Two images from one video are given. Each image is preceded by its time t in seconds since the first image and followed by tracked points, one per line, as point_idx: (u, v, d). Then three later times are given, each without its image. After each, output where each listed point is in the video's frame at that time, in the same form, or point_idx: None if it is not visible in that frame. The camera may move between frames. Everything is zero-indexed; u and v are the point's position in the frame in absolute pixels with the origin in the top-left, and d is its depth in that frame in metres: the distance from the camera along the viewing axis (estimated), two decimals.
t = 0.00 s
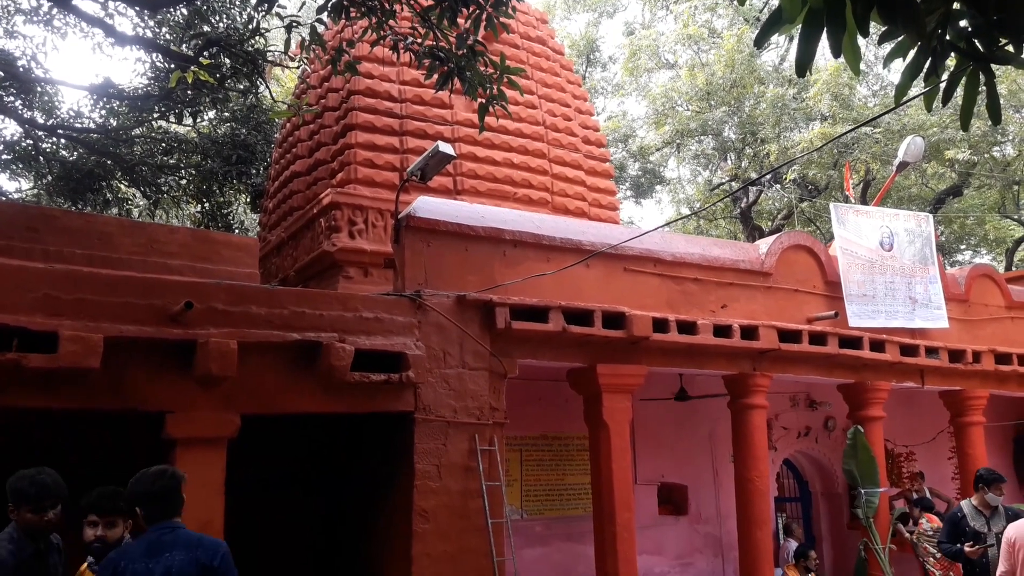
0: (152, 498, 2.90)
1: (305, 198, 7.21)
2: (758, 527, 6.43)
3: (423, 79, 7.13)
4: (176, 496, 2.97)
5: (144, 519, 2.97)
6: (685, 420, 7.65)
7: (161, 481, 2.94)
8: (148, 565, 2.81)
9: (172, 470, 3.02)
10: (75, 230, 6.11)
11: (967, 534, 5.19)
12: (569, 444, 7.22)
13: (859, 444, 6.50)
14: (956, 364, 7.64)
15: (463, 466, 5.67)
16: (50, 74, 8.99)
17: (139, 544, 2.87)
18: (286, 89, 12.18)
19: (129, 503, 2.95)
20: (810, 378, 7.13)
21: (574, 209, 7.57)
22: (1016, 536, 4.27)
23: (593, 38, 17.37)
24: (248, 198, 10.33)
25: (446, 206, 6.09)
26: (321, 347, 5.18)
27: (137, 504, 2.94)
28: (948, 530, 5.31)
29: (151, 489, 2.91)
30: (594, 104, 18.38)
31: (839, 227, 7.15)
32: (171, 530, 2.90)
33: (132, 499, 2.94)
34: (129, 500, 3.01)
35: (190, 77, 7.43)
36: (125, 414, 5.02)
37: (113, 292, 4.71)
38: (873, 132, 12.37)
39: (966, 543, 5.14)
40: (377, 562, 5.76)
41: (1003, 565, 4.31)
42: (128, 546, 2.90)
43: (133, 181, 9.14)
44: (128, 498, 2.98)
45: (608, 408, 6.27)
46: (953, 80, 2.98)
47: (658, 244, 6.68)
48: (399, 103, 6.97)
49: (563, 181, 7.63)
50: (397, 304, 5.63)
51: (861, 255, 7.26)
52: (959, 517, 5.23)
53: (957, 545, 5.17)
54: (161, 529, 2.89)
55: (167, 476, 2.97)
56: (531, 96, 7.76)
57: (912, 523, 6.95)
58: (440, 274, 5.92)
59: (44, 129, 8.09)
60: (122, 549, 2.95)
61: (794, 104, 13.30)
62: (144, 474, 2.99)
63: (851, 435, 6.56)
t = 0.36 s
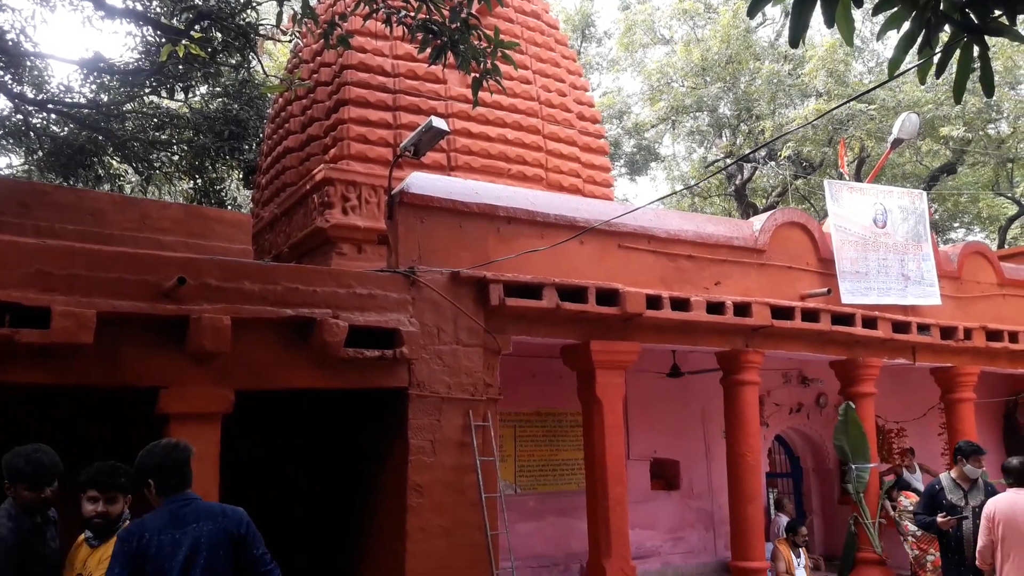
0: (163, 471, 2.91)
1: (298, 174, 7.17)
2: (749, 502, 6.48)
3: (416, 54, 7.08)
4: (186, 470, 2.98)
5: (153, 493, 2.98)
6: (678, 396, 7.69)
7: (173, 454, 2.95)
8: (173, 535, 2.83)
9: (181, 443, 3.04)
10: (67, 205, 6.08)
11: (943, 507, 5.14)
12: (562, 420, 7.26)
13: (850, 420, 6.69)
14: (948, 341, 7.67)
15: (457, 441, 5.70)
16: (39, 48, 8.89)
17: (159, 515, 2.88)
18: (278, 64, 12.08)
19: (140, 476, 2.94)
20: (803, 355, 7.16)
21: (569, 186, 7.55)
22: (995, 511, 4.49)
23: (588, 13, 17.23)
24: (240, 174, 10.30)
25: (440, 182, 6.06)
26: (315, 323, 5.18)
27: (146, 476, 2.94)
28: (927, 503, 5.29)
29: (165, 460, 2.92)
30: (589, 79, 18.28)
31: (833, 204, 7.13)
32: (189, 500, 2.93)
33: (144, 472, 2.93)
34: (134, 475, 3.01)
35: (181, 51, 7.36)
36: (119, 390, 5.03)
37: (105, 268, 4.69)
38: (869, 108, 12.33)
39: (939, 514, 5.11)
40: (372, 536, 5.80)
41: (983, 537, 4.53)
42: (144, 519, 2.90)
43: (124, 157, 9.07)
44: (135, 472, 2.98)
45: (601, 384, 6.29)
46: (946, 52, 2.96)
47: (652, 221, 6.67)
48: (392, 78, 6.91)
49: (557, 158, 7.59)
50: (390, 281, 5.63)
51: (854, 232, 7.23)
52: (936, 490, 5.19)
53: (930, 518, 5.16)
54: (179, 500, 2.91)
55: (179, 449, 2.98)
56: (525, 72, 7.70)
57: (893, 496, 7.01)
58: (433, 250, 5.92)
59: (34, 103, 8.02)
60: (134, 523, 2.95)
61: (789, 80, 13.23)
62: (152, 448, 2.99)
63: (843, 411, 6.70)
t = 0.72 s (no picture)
0: (159, 432, 2.90)
1: (286, 138, 7.10)
2: (736, 466, 6.54)
3: (406, 15, 6.97)
4: (181, 432, 2.97)
5: (147, 455, 2.96)
6: (668, 361, 7.73)
7: (170, 416, 2.94)
8: (170, 497, 2.84)
9: (177, 405, 3.03)
10: (54, 170, 6.01)
11: (928, 470, 5.10)
12: (552, 386, 7.29)
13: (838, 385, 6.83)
14: (936, 307, 7.71)
15: (448, 406, 5.73)
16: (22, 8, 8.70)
17: (155, 476, 2.88)
18: (265, 26, 11.92)
19: (136, 437, 2.93)
20: (792, 321, 7.19)
21: (560, 151, 7.50)
22: (974, 473, 4.62)
23: None
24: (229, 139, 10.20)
25: (430, 147, 6.01)
26: (304, 288, 5.16)
27: (142, 437, 2.93)
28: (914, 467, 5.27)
29: (162, 422, 2.91)
30: (582, 43, 18.11)
31: (824, 170, 7.10)
32: (184, 462, 2.94)
33: (139, 433, 2.92)
34: (129, 436, 2.99)
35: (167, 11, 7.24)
36: (109, 355, 5.02)
37: (92, 232, 4.65)
38: (862, 73, 12.25)
39: (923, 477, 5.08)
40: (363, 499, 5.85)
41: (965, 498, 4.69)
42: (139, 480, 2.90)
43: (111, 121, 8.97)
44: (130, 432, 2.96)
45: (592, 350, 6.30)
46: (940, 11, 2.93)
47: (644, 187, 6.65)
48: (381, 40, 6.82)
49: (549, 123, 7.53)
50: (380, 246, 5.60)
51: (845, 198, 7.24)
52: (922, 454, 5.17)
53: (915, 480, 5.15)
54: (175, 462, 2.92)
55: (175, 411, 2.97)
56: (517, 35, 7.61)
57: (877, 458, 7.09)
58: (424, 215, 5.89)
59: (18, 66, 7.88)
60: (128, 482, 2.94)
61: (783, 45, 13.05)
62: (147, 408, 2.97)
63: (831, 376, 6.83)
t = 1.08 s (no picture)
0: (146, 399, 2.90)
1: (270, 107, 7.02)
2: (721, 436, 6.60)
3: None
4: (170, 400, 2.96)
5: (133, 421, 2.96)
6: (653, 332, 7.75)
7: (158, 384, 2.93)
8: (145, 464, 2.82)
9: (167, 374, 3.02)
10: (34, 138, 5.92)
11: (907, 443, 4.97)
12: (539, 357, 7.29)
13: (822, 355, 6.92)
14: (920, 279, 7.76)
15: (435, 377, 5.73)
16: None
17: (134, 441, 2.86)
18: None
19: (121, 403, 2.94)
20: (777, 293, 7.22)
21: (547, 121, 7.44)
22: (970, 445, 4.86)
23: None
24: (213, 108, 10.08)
25: (416, 115, 5.95)
26: (289, 258, 5.12)
27: (129, 404, 2.93)
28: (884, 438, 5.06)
29: (149, 390, 2.90)
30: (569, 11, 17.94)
31: (811, 140, 7.08)
32: (166, 430, 2.92)
33: (126, 399, 2.92)
34: (117, 403, 2.99)
35: None
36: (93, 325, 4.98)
37: (73, 201, 4.59)
38: (850, 44, 12.21)
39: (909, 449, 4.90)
40: (350, 470, 5.87)
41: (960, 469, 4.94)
42: (118, 443, 2.89)
43: (92, 89, 8.85)
44: (118, 399, 2.96)
45: (578, 321, 6.30)
46: None
47: (631, 157, 6.61)
48: (366, 7, 6.72)
49: (536, 92, 7.47)
50: (366, 216, 5.56)
51: (832, 169, 7.21)
52: (902, 426, 4.98)
53: (897, 453, 4.94)
54: (156, 429, 2.90)
55: (164, 380, 2.96)
56: (504, 2, 7.51)
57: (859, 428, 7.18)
58: (409, 185, 5.84)
59: None
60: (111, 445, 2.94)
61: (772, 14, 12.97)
62: (136, 375, 2.96)
63: (815, 348, 6.92)
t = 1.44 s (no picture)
0: (127, 373, 2.88)
1: (244, 80, 6.92)
2: (694, 410, 6.68)
3: None
4: (149, 375, 2.94)
5: (109, 394, 2.93)
6: (629, 309, 7.80)
7: (138, 359, 2.91)
8: (124, 439, 2.81)
9: (147, 349, 3.00)
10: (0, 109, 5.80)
11: (868, 416, 4.82)
12: (516, 333, 7.31)
13: (794, 332, 7.07)
14: (892, 256, 7.85)
15: (411, 352, 5.75)
16: None
17: (112, 416, 2.85)
18: None
19: (98, 377, 2.91)
20: (751, 269, 7.27)
21: (524, 97, 7.41)
22: (957, 418, 4.70)
23: None
24: (186, 80, 9.96)
25: (391, 89, 5.89)
26: (262, 233, 5.09)
27: (106, 378, 2.90)
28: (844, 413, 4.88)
29: (128, 365, 2.88)
30: None
31: (787, 118, 7.10)
32: (144, 405, 2.91)
33: (103, 373, 2.90)
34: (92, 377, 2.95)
35: None
36: (63, 300, 4.92)
37: (42, 174, 4.52)
38: (826, 22, 12.22)
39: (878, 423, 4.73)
40: (325, 444, 5.89)
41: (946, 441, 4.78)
42: (94, 418, 2.87)
43: (62, 60, 8.71)
44: (95, 371, 2.93)
45: (554, 297, 6.31)
46: None
47: (609, 133, 6.61)
48: None
49: (514, 67, 7.42)
50: (340, 191, 5.52)
51: (807, 147, 7.24)
52: (862, 400, 4.81)
53: (863, 429, 4.76)
54: (134, 404, 2.89)
55: (143, 354, 2.94)
56: None
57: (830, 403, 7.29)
58: (385, 160, 5.81)
59: None
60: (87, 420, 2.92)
61: None
62: (114, 349, 2.94)
63: (787, 324, 7.03)
